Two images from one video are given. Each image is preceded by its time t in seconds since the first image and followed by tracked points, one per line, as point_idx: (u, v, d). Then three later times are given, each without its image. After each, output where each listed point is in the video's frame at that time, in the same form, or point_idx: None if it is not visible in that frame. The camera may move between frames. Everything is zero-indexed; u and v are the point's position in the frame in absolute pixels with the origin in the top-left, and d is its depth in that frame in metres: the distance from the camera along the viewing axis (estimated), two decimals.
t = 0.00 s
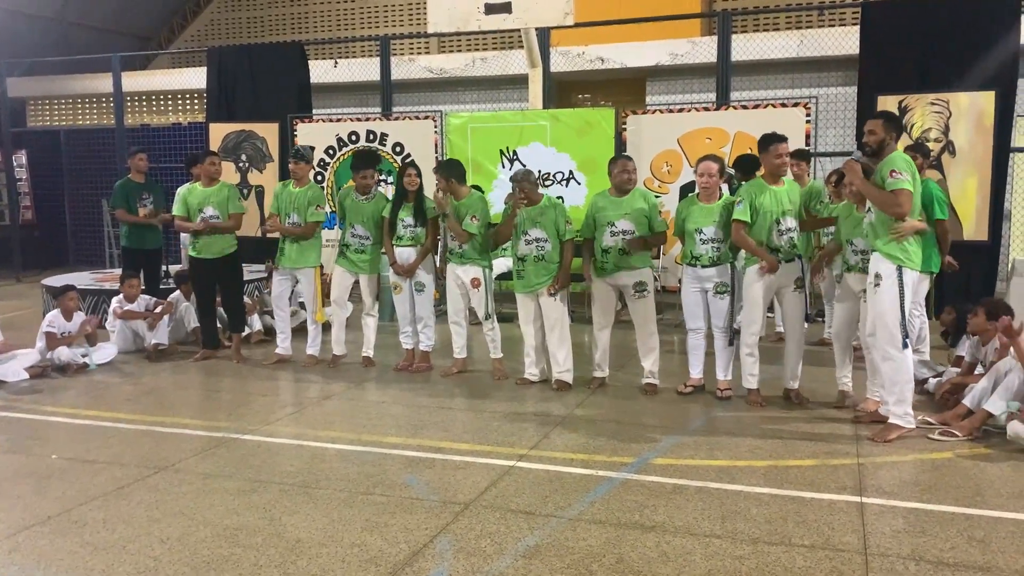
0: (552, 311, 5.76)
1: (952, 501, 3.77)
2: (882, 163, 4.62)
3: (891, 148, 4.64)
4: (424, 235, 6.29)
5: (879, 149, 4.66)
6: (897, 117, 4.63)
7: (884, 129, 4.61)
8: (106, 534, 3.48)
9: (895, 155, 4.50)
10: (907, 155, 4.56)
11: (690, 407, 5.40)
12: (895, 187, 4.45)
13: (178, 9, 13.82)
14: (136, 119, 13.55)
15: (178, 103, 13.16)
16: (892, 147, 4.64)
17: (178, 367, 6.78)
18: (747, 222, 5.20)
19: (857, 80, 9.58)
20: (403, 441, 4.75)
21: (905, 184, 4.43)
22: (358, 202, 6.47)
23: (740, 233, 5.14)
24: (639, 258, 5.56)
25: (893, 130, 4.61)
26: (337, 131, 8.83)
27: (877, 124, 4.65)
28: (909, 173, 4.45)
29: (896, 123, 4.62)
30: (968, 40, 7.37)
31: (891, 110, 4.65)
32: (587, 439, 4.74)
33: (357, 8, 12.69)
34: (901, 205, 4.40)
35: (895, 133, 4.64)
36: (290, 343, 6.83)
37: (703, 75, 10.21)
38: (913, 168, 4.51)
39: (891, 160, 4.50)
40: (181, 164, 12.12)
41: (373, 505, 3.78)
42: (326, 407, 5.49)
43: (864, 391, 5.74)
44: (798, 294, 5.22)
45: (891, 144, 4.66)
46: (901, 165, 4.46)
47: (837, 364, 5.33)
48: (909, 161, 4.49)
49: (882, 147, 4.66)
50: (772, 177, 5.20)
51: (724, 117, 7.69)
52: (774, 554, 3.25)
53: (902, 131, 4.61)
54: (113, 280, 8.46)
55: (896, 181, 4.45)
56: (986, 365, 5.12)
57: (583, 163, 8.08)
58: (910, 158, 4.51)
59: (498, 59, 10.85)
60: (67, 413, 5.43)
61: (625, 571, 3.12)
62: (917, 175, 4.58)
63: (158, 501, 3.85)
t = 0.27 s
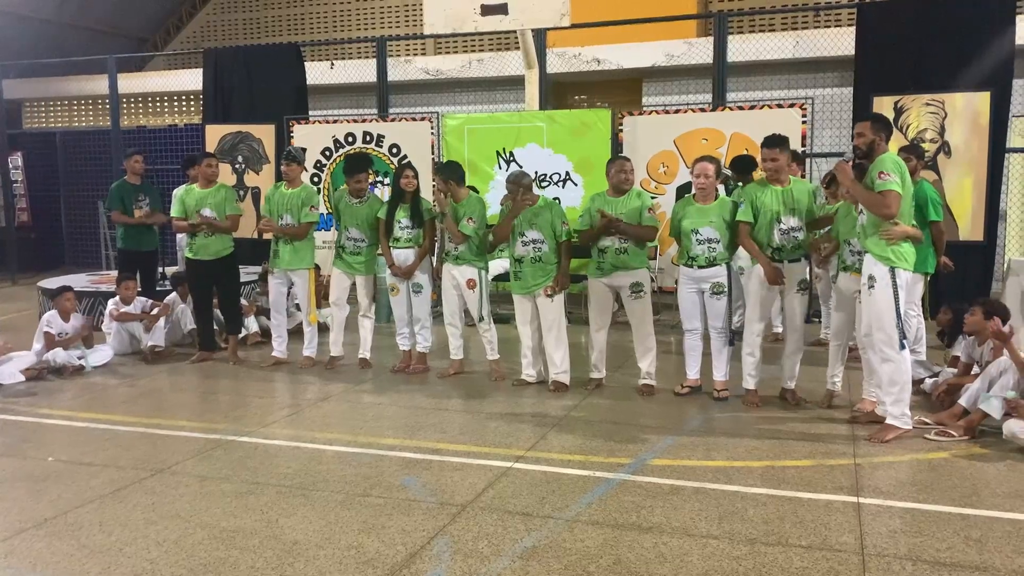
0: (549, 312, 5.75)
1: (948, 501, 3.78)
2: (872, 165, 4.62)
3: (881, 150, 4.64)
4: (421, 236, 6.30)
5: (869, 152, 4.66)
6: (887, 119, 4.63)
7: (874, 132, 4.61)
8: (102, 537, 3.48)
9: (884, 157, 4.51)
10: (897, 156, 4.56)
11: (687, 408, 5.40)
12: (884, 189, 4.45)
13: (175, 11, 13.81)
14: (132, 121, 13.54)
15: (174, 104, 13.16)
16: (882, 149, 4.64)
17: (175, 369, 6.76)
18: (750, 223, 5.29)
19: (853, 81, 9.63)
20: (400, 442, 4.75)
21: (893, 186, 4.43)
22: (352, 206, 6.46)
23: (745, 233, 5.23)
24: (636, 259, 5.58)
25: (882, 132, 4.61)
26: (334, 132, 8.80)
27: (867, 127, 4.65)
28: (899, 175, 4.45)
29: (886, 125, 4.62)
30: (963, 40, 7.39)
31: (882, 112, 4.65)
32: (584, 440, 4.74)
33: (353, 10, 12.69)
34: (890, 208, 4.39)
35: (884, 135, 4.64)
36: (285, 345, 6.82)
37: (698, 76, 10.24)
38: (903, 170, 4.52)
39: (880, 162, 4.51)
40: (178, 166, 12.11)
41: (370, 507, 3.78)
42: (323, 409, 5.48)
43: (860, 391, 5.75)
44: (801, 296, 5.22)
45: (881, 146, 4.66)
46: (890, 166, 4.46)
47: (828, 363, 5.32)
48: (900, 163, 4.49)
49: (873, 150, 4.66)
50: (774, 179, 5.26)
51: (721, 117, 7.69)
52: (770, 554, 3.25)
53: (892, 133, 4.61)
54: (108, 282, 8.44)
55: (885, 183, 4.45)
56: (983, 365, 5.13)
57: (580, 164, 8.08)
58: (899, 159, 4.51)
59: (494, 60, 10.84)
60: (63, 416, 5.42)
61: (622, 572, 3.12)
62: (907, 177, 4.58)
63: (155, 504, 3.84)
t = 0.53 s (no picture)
0: (547, 314, 5.76)
1: (945, 503, 3.78)
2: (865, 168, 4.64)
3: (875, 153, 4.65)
4: (419, 239, 6.31)
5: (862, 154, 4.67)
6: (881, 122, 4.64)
7: (868, 134, 4.62)
8: (99, 539, 3.47)
9: (877, 160, 4.52)
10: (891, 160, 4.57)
11: (684, 410, 5.41)
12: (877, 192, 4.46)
13: (172, 13, 13.81)
14: (129, 123, 13.55)
15: (172, 106, 13.16)
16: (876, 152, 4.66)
17: (172, 371, 6.76)
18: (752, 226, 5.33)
19: (849, 83, 9.66)
20: (398, 445, 4.75)
21: (886, 189, 4.44)
22: (350, 208, 6.45)
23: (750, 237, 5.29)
24: (634, 261, 5.58)
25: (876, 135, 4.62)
26: (331, 134, 8.79)
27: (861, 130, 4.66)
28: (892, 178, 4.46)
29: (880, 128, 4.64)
30: (959, 43, 7.41)
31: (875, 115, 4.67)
32: (582, 442, 4.75)
33: (351, 12, 12.70)
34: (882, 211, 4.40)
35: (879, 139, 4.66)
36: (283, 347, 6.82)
37: (695, 79, 10.31)
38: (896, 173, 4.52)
39: (873, 165, 4.52)
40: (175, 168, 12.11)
41: (367, 509, 3.78)
42: (320, 411, 5.48)
43: (858, 393, 5.76)
44: (802, 298, 5.21)
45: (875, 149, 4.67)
46: (883, 169, 4.48)
47: (820, 365, 5.32)
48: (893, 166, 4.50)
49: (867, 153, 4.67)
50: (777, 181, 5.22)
51: (718, 120, 7.70)
52: (768, 557, 3.26)
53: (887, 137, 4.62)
54: (106, 284, 8.43)
55: (878, 186, 4.46)
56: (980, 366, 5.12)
57: (576, 167, 8.08)
58: (892, 162, 4.52)
59: (492, 63, 10.83)
60: (60, 418, 5.41)
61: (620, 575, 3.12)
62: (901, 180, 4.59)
63: (152, 506, 3.84)
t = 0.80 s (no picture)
0: (545, 317, 5.77)
1: (943, 506, 3.79)
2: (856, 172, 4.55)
3: (866, 156, 4.55)
4: (417, 242, 6.32)
5: (853, 157, 4.59)
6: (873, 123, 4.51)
7: (857, 138, 4.52)
8: (97, 542, 3.47)
9: (866, 167, 4.42)
10: (882, 165, 4.45)
11: (682, 412, 5.41)
12: (865, 202, 4.39)
13: (170, 15, 13.81)
14: (127, 125, 13.54)
15: (170, 108, 13.16)
16: (868, 154, 4.56)
17: (170, 374, 6.75)
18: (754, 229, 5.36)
19: (847, 87, 9.63)
20: (396, 447, 4.74)
21: (874, 198, 4.35)
22: (349, 211, 6.45)
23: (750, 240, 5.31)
24: (632, 263, 5.58)
25: (867, 138, 4.52)
26: (330, 137, 8.79)
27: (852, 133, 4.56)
28: (882, 186, 4.36)
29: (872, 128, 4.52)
30: (957, 47, 7.43)
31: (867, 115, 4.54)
32: (580, 445, 4.74)
33: (349, 15, 12.70)
34: (868, 223, 4.34)
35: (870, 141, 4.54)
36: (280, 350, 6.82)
37: (694, 81, 10.32)
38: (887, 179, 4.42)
39: (862, 173, 4.42)
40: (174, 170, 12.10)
41: (365, 512, 3.77)
42: (318, 414, 5.47)
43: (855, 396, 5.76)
44: (801, 300, 5.23)
45: (866, 151, 4.56)
46: (871, 178, 4.38)
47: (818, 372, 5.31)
48: (883, 172, 4.40)
49: (857, 155, 4.57)
50: (777, 183, 5.26)
51: (717, 122, 7.72)
52: (766, 559, 3.26)
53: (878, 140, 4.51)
54: (104, 286, 8.43)
55: (866, 195, 4.37)
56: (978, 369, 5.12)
57: (575, 169, 8.08)
58: (883, 169, 4.41)
59: (490, 65, 10.84)
60: (57, 420, 5.40)
61: None
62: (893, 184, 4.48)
63: (150, 508, 3.83)
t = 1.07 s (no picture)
0: (545, 318, 5.77)
1: (943, 507, 3.79)
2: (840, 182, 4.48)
3: (851, 163, 4.51)
4: (417, 245, 6.33)
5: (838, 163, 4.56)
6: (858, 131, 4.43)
7: (840, 144, 4.50)
8: (97, 544, 3.46)
9: (848, 179, 4.34)
10: (866, 177, 4.36)
11: (681, 414, 5.41)
12: (844, 216, 4.31)
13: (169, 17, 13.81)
14: (126, 127, 13.54)
15: (170, 110, 13.16)
16: (853, 162, 4.50)
17: (169, 375, 6.75)
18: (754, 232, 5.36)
19: (847, 88, 9.62)
20: (395, 449, 4.74)
21: (851, 213, 4.27)
22: (349, 214, 6.45)
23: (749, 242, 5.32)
24: (632, 266, 5.58)
25: (851, 145, 4.46)
26: (329, 139, 8.80)
27: (838, 139, 4.52)
28: (863, 200, 4.28)
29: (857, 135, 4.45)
30: (955, 49, 7.44)
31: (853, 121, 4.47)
32: (580, 446, 4.75)
33: (348, 17, 12.72)
34: (841, 239, 4.29)
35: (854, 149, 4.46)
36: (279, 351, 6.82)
37: (693, 83, 10.31)
38: (870, 190, 4.33)
39: (845, 186, 4.33)
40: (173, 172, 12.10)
41: (365, 513, 3.77)
42: (317, 416, 5.47)
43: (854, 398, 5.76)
44: (800, 303, 5.26)
45: (851, 158, 4.50)
46: (853, 193, 4.28)
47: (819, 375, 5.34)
48: (866, 183, 4.31)
49: (842, 161, 4.54)
50: (778, 185, 5.28)
51: (716, 124, 7.73)
52: (766, 561, 3.26)
53: (863, 147, 4.43)
54: (103, 288, 8.43)
55: (845, 209, 4.29)
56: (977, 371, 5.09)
57: (574, 171, 8.09)
58: (866, 182, 4.31)
59: (490, 67, 10.85)
60: (56, 422, 5.40)
61: None
62: (879, 196, 4.38)
63: (150, 510, 3.83)
